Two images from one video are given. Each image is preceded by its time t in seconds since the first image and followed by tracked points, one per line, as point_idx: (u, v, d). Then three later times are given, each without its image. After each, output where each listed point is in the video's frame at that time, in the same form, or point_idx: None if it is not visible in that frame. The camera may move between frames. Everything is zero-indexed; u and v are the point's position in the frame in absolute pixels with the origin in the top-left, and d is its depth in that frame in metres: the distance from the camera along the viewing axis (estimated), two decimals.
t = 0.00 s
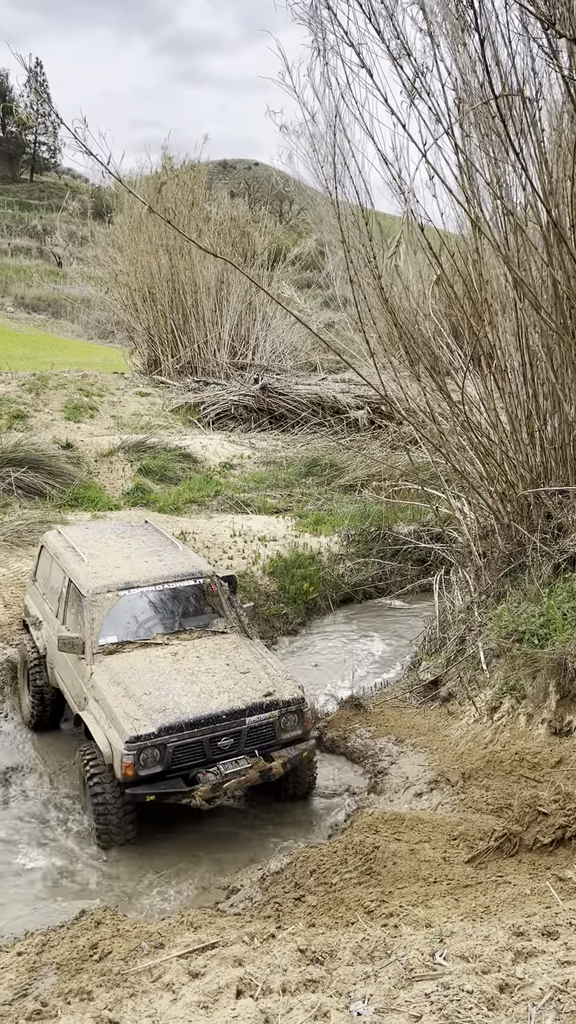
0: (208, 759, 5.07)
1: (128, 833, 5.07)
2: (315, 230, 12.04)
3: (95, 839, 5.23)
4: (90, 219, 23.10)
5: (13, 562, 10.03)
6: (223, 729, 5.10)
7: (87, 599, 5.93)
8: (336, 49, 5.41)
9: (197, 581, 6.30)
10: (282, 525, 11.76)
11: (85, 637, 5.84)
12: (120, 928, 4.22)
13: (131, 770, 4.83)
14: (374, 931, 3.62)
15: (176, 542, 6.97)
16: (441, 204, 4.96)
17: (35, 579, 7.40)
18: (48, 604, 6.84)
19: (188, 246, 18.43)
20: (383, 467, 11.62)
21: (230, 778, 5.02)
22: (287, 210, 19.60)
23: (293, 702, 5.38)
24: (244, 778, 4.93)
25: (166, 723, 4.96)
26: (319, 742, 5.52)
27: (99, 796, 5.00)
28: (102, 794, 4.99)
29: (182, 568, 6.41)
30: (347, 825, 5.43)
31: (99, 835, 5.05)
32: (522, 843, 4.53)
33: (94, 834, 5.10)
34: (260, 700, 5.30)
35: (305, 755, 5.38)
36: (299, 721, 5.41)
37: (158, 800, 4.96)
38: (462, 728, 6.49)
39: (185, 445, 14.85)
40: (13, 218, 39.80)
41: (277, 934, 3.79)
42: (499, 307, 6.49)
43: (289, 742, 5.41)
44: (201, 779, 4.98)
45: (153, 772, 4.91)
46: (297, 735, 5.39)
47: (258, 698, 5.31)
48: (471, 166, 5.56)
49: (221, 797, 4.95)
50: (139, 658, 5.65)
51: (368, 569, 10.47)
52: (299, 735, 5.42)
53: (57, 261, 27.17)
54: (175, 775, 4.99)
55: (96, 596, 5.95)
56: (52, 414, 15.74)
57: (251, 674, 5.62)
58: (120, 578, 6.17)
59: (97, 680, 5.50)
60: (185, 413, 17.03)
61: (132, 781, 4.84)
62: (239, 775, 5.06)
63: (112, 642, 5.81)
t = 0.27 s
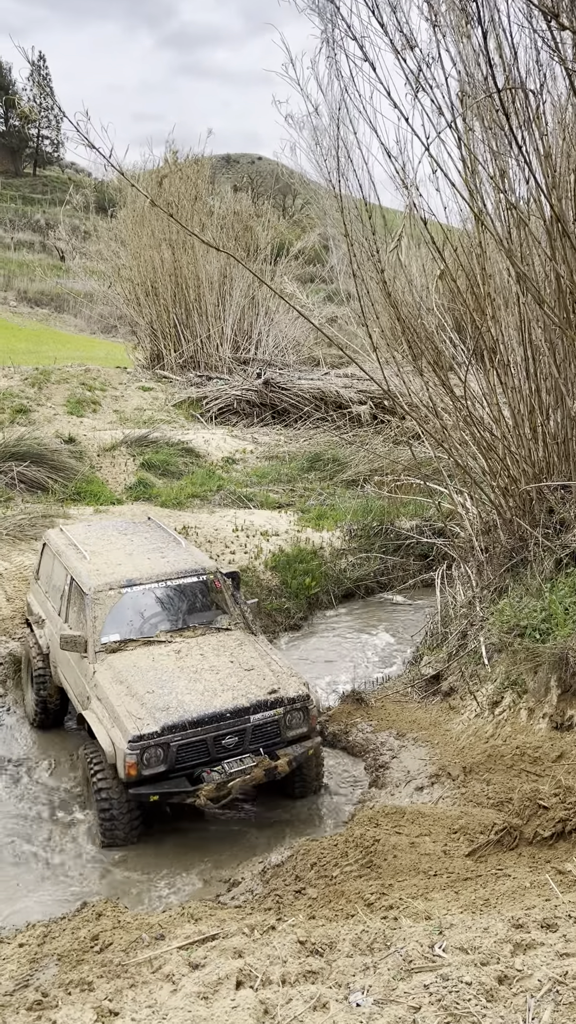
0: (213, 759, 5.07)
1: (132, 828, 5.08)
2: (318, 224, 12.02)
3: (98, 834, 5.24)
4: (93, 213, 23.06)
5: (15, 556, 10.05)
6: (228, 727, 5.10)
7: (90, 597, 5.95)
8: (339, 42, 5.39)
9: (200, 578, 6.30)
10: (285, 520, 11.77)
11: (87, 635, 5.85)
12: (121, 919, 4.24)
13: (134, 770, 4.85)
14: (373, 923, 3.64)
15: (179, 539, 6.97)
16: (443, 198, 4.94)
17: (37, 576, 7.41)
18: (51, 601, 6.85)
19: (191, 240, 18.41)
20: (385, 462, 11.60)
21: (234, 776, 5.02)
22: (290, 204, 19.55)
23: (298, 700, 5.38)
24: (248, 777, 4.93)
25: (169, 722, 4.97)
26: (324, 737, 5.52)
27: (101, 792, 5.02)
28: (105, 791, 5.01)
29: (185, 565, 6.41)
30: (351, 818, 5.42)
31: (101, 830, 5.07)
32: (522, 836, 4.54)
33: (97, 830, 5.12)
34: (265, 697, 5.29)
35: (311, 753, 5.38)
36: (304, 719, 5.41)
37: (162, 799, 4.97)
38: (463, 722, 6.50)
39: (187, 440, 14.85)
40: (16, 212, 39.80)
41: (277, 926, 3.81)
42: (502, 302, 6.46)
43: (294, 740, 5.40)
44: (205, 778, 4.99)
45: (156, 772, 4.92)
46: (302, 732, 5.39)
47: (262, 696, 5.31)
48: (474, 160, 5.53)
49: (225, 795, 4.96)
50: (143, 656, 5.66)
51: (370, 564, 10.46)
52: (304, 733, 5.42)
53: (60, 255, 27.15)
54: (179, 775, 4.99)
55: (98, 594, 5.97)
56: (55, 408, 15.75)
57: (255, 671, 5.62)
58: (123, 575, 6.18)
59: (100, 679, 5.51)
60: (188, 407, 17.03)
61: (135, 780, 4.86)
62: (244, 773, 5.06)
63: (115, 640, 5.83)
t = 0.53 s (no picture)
0: (222, 766, 5.00)
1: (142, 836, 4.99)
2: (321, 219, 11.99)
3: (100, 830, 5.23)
4: (97, 208, 23.03)
5: (17, 550, 10.06)
6: (237, 734, 5.03)
7: (95, 600, 5.94)
8: (341, 35, 5.35)
9: (207, 581, 6.29)
10: (287, 515, 11.77)
11: (93, 639, 5.83)
12: (122, 911, 4.25)
13: (141, 778, 4.77)
14: (373, 916, 3.64)
15: (185, 540, 6.95)
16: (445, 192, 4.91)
17: (43, 578, 7.42)
18: (56, 604, 6.86)
19: (194, 235, 18.37)
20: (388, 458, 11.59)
21: (244, 784, 4.93)
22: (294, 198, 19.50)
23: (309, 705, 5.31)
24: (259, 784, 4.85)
25: (177, 729, 4.90)
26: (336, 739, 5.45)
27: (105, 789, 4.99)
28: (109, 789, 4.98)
29: (192, 567, 6.40)
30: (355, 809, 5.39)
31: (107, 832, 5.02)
32: (522, 830, 4.54)
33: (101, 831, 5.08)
34: (275, 703, 5.22)
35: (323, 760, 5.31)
36: (316, 724, 5.34)
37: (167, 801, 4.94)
38: (464, 717, 6.51)
39: (189, 434, 14.84)
40: (19, 207, 39.81)
41: (276, 918, 3.82)
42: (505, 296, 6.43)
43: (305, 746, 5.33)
44: (214, 786, 4.90)
45: (164, 780, 4.85)
46: (315, 738, 5.33)
47: (273, 701, 5.24)
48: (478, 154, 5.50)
49: (235, 804, 4.87)
50: (150, 662, 5.62)
51: (372, 559, 10.46)
52: (317, 738, 5.35)
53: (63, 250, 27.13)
54: (187, 784, 4.92)
55: (103, 596, 5.96)
56: (57, 402, 15.74)
57: (265, 675, 5.57)
58: (129, 577, 6.17)
59: (106, 684, 5.47)
60: (190, 402, 17.02)
61: (143, 788, 4.78)
62: (254, 781, 4.97)
63: (121, 644, 5.81)
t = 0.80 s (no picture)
0: (236, 783, 4.87)
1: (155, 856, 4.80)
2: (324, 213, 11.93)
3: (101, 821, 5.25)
4: (100, 201, 22.97)
5: (19, 543, 10.07)
6: (252, 749, 4.90)
7: (102, 607, 5.81)
8: (344, 27, 5.30)
9: (217, 585, 6.16)
10: (288, 510, 11.75)
11: (100, 648, 5.69)
12: (122, 903, 4.26)
13: (151, 797, 4.61)
14: (372, 908, 3.65)
15: (195, 544, 6.85)
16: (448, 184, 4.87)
17: (50, 585, 7.37)
18: (64, 611, 6.79)
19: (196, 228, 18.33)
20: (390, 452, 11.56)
21: (260, 802, 4.81)
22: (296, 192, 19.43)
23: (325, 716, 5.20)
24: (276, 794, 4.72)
25: (189, 746, 4.75)
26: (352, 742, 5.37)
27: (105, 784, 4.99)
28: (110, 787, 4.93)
29: (202, 572, 6.28)
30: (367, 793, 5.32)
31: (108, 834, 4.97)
32: (521, 823, 4.55)
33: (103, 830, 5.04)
34: (292, 716, 5.10)
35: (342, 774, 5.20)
36: (334, 736, 5.23)
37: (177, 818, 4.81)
38: (465, 710, 6.51)
39: (191, 428, 14.83)
40: (21, 200, 39.82)
41: (276, 910, 3.82)
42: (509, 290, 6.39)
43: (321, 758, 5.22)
44: (228, 805, 4.77)
45: (175, 800, 4.70)
46: (332, 751, 5.22)
47: (289, 714, 5.11)
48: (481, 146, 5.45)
49: (250, 823, 4.75)
50: (161, 675, 5.45)
51: (373, 554, 10.44)
52: (335, 752, 5.25)
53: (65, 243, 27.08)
54: (200, 803, 4.78)
55: (111, 603, 5.83)
56: (58, 396, 15.74)
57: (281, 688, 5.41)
58: (136, 583, 6.05)
59: (114, 696, 5.33)
60: (192, 396, 17.01)
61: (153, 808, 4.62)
62: (270, 798, 4.86)
63: (129, 653, 5.66)
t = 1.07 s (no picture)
0: (241, 790, 4.84)
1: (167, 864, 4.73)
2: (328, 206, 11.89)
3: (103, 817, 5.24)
4: (103, 194, 22.92)
5: (22, 536, 10.08)
6: (256, 754, 4.86)
7: (97, 615, 5.82)
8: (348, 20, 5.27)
9: (217, 585, 6.14)
10: (291, 504, 11.75)
11: (97, 658, 5.67)
12: (123, 894, 4.26)
13: (150, 810, 4.57)
14: (373, 900, 3.65)
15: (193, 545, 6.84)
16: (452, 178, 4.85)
17: (51, 600, 7.32)
18: (64, 623, 6.74)
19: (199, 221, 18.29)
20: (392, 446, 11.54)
21: (267, 810, 4.80)
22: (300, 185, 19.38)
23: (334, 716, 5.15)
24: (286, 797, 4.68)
25: (188, 755, 4.70)
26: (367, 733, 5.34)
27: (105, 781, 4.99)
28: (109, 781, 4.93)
29: (201, 574, 6.26)
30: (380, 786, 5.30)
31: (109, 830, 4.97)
32: (523, 816, 4.55)
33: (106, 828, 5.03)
34: (298, 717, 5.05)
35: (356, 774, 5.17)
36: (346, 736, 5.19)
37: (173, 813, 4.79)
38: (467, 705, 6.51)
39: (194, 422, 14.82)
40: (24, 192, 39.77)
41: (277, 902, 3.83)
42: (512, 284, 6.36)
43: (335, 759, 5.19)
44: (234, 814, 4.75)
45: (177, 812, 4.66)
46: (345, 751, 5.19)
47: (295, 715, 5.06)
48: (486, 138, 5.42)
49: (258, 832, 4.75)
50: (160, 681, 5.41)
51: (375, 549, 10.43)
52: (348, 752, 5.21)
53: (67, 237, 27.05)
54: (205, 814, 4.75)
55: (105, 611, 5.84)
56: (61, 388, 15.73)
57: (284, 686, 5.38)
58: (132, 587, 6.05)
59: (111, 708, 5.29)
60: (195, 390, 16.99)
61: (152, 822, 4.59)
62: (278, 804, 4.85)
63: (126, 661, 5.63)
